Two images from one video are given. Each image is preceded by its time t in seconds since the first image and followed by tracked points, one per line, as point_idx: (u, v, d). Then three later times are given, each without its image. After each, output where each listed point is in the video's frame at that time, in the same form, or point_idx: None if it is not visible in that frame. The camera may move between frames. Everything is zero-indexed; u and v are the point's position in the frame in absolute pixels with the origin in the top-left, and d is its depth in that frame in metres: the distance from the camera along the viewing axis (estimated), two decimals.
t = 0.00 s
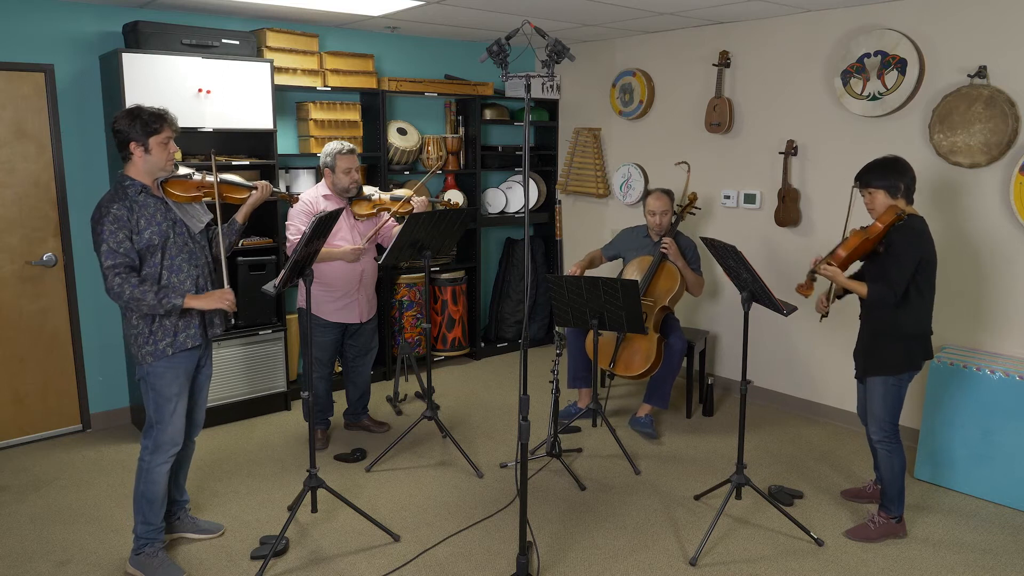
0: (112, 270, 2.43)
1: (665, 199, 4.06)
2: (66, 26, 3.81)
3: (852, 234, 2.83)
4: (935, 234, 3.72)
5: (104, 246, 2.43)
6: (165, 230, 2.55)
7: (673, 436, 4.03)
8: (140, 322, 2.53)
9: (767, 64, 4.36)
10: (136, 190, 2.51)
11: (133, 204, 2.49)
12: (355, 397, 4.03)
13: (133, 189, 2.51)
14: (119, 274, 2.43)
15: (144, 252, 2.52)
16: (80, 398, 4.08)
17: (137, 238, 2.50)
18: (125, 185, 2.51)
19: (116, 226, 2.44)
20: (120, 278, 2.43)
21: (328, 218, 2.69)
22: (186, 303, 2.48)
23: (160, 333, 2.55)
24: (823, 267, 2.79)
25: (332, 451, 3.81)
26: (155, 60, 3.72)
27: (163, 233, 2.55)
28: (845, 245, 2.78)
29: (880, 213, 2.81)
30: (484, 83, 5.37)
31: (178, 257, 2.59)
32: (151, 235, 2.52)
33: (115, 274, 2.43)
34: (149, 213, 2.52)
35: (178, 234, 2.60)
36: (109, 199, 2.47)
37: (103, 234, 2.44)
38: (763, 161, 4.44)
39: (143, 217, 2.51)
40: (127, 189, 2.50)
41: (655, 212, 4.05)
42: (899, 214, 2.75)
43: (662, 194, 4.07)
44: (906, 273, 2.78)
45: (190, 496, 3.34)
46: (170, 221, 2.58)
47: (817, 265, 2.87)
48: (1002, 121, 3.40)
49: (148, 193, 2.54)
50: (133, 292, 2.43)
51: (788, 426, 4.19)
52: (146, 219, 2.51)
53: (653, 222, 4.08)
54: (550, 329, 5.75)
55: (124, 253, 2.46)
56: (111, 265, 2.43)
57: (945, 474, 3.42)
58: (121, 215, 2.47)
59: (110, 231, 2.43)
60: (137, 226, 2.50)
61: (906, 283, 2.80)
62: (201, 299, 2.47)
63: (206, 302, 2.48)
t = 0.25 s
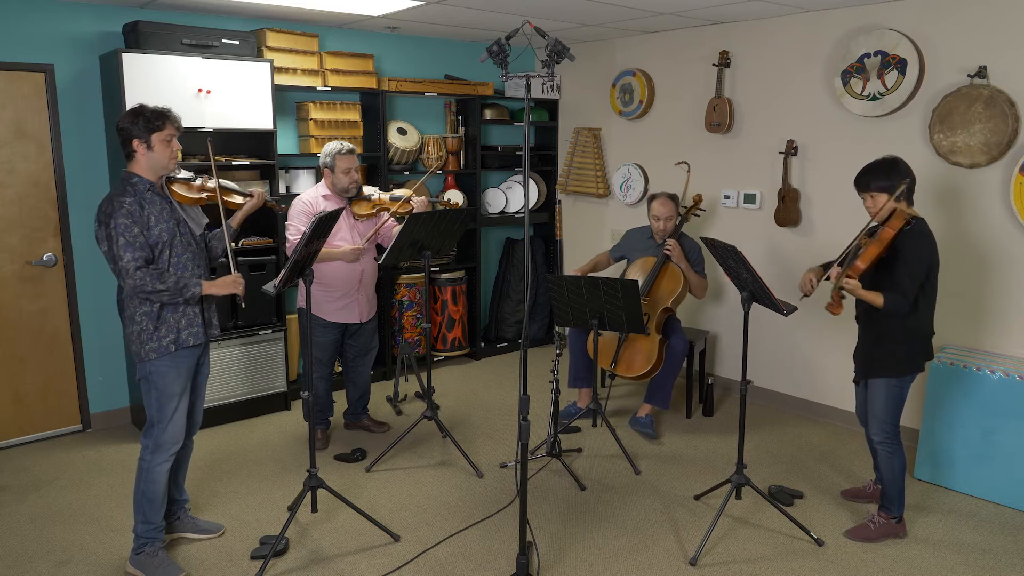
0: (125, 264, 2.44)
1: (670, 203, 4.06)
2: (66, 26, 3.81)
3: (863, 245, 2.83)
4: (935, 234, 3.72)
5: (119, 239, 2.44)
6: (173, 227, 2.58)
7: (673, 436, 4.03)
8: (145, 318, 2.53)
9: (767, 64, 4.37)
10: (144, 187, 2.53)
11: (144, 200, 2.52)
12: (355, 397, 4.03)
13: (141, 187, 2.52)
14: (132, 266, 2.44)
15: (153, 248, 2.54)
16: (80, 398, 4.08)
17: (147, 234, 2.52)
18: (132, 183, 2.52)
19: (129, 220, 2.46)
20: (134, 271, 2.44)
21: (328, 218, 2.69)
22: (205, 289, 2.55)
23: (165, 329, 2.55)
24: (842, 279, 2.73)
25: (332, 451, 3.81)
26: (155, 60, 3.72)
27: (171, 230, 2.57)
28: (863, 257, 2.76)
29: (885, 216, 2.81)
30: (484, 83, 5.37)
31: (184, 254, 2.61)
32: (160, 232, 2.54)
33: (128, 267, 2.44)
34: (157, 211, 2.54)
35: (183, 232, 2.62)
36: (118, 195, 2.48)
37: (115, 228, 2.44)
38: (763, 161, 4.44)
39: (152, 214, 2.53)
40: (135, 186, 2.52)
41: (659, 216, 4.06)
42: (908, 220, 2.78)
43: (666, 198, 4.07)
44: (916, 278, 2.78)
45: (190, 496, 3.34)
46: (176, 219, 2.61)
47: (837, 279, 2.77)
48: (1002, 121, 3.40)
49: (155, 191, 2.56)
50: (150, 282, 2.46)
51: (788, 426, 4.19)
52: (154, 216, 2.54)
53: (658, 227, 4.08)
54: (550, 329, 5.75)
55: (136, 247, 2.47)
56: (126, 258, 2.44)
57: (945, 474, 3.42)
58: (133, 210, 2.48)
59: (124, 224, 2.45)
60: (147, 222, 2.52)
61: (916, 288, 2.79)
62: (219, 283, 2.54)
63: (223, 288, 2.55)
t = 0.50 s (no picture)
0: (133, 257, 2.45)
1: (676, 203, 4.05)
2: (66, 26, 3.81)
3: (870, 247, 2.80)
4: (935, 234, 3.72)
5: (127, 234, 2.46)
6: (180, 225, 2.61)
7: (673, 436, 4.03)
8: (148, 314, 2.53)
9: (767, 64, 4.37)
10: (151, 186, 2.56)
11: (154, 196, 2.55)
12: (355, 397, 4.03)
13: (149, 185, 2.55)
14: (140, 261, 2.45)
15: (160, 245, 2.55)
16: (80, 398, 4.08)
17: (156, 229, 2.54)
18: (139, 181, 2.54)
19: (140, 214, 2.48)
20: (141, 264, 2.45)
21: (328, 218, 2.69)
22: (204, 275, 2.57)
23: (167, 326, 2.56)
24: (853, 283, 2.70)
25: (332, 451, 3.81)
26: (155, 60, 3.72)
27: (179, 228, 2.59)
28: (873, 261, 2.73)
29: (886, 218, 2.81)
30: (484, 83, 5.37)
31: (190, 252, 2.63)
32: (168, 229, 2.56)
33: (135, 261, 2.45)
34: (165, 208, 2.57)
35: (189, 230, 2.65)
36: (129, 191, 2.50)
37: (125, 221, 2.46)
38: (763, 161, 4.45)
39: (162, 211, 2.56)
40: (144, 183, 2.54)
41: (665, 216, 4.05)
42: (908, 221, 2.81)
43: (673, 198, 4.07)
44: (918, 278, 2.79)
45: (190, 495, 3.34)
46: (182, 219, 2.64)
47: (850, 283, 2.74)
48: (1002, 121, 3.40)
49: (162, 189, 2.59)
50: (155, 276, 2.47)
51: (788, 426, 4.19)
52: (163, 212, 2.56)
53: (663, 227, 4.08)
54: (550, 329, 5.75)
55: (145, 242, 2.48)
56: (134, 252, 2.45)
57: (945, 474, 3.42)
58: (144, 205, 2.51)
59: (135, 218, 2.47)
60: (156, 218, 2.54)
61: (921, 289, 2.81)
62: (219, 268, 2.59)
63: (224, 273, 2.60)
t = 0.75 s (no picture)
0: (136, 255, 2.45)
1: (674, 199, 4.06)
2: (66, 26, 3.81)
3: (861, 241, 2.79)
4: (935, 234, 3.72)
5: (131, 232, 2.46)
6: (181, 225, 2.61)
7: (673, 436, 4.03)
8: (149, 313, 2.53)
9: (767, 64, 4.37)
10: (153, 185, 2.56)
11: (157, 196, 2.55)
12: (355, 397, 4.03)
13: (151, 184, 2.55)
14: (143, 259, 2.45)
15: (163, 244, 2.55)
16: (80, 398, 4.08)
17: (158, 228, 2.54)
18: (141, 180, 2.54)
19: (145, 212, 2.48)
20: (144, 263, 2.45)
21: (328, 218, 2.69)
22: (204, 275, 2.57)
23: (168, 325, 2.56)
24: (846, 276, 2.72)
25: (332, 451, 3.81)
26: (155, 60, 3.72)
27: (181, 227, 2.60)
28: (862, 253, 2.72)
29: (880, 213, 2.80)
30: (484, 83, 5.37)
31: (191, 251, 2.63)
32: (171, 228, 2.57)
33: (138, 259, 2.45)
34: (167, 207, 2.57)
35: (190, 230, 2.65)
36: (132, 189, 2.50)
37: (128, 219, 2.46)
38: (763, 161, 4.45)
39: (164, 210, 2.56)
40: (147, 182, 2.55)
41: (664, 212, 4.06)
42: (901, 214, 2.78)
43: (671, 194, 4.08)
44: (914, 273, 2.78)
45: (190, 495, 3.34)
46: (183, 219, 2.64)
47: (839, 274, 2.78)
48: (1002, 121, 3.40)
49: (164, 189, 2.60)
50: (157, 274, 2.47)
51: (788, 426, 4.19)
52: (165, 212, 2.56)
53: (661, 221, 4.09)
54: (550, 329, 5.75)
55: (149, 241, 2.48)
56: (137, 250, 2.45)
57: (945, 474, 3.42)
58: (148, 203, 2.51)
59: (139, 216, 2.47)
60: (159, 217, 2.54)
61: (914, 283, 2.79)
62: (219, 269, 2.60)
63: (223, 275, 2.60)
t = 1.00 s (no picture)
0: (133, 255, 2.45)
1: (664, 193, 4.07)
2: (66, 26, 3.81)
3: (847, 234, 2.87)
4: (935, 234, 3.72)
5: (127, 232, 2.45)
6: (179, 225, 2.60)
7: (673, 436, 4.03)
8: (146, 313, 2.53)
9: (767, 64, 4.37)
10: (152, 185, 2.56)
11: (154, 196, 2.55)
12: (355, 397, 4.03)
13: (150, 184, 2.55)
14: (138, 259, 2.45)
15: (159, 244, 2.55)
16: (80, 398, 4.08)
17: (155, 228, 2.53)
18: (140, 180, 2.54)
19: (141, 212, 2.48)
20: (140, 263, 2.45)
21: (328, 218, 2.69)
22: (201, 276, 2.57)
23: (164, 325, 2.56)
24: (825, 264, 2.81)
25: (332, 451, 3.81)
26: (155, 60, 3.72)
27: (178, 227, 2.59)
28: (845, 243, 2.81)
29: (872, 213, 2.83)
30: (484, 83, 5.37)
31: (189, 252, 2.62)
32: (168, 228, 2.56)
33: (134, 259, 2.45)
34: (165, 208, 2.57)
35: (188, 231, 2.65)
36: (130, 189, 2.50)
37: (125, 219, 2.46)
38: (763, 161, 4.45)
39: (161, 210, 2.56)
40: (145, 182, 2.55)
41: (654, 206, 4.07)
42: (893, 212, 2.78)
43: (660, 188, 4.09)
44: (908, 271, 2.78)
45: (190, 495, 3.34)
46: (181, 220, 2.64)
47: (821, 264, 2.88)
48: (1002, 121, 3.40)
49: (163, 189, 2.59)
50: (153, 275, 2.46)
51: (788, 426, 4.19)
52: (162, 212, 2.56)
53: (651, 215, 4.09)
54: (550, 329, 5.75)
55: (145, 240, 2.48)
56: (133, 250, 2.45)
57: (945, 474, 3.42)
58: (145, 203, 2.51)
59: (135, 216, 2.46)
60: (156, 217, 2.54)
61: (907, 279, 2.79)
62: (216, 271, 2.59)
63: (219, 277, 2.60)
